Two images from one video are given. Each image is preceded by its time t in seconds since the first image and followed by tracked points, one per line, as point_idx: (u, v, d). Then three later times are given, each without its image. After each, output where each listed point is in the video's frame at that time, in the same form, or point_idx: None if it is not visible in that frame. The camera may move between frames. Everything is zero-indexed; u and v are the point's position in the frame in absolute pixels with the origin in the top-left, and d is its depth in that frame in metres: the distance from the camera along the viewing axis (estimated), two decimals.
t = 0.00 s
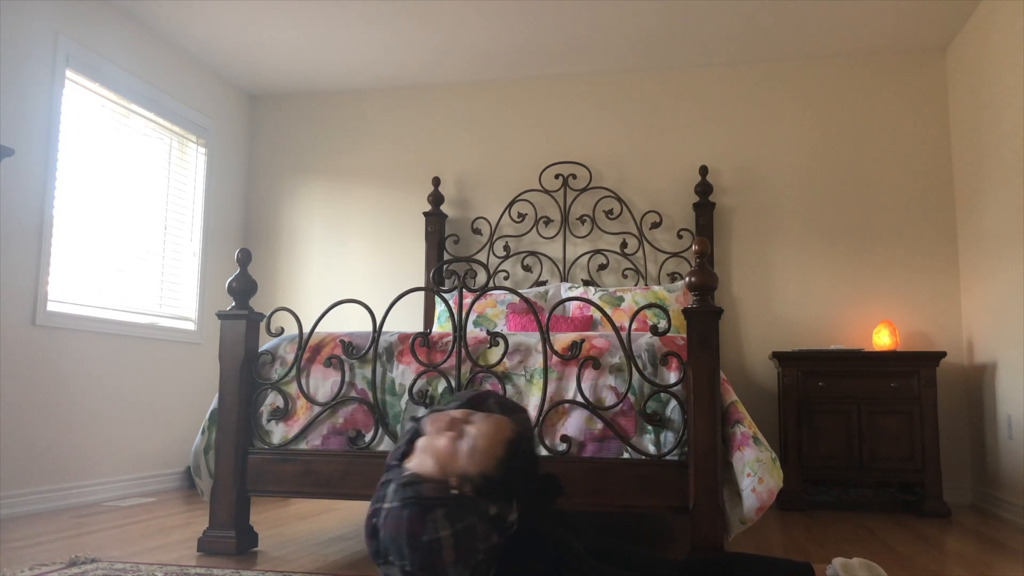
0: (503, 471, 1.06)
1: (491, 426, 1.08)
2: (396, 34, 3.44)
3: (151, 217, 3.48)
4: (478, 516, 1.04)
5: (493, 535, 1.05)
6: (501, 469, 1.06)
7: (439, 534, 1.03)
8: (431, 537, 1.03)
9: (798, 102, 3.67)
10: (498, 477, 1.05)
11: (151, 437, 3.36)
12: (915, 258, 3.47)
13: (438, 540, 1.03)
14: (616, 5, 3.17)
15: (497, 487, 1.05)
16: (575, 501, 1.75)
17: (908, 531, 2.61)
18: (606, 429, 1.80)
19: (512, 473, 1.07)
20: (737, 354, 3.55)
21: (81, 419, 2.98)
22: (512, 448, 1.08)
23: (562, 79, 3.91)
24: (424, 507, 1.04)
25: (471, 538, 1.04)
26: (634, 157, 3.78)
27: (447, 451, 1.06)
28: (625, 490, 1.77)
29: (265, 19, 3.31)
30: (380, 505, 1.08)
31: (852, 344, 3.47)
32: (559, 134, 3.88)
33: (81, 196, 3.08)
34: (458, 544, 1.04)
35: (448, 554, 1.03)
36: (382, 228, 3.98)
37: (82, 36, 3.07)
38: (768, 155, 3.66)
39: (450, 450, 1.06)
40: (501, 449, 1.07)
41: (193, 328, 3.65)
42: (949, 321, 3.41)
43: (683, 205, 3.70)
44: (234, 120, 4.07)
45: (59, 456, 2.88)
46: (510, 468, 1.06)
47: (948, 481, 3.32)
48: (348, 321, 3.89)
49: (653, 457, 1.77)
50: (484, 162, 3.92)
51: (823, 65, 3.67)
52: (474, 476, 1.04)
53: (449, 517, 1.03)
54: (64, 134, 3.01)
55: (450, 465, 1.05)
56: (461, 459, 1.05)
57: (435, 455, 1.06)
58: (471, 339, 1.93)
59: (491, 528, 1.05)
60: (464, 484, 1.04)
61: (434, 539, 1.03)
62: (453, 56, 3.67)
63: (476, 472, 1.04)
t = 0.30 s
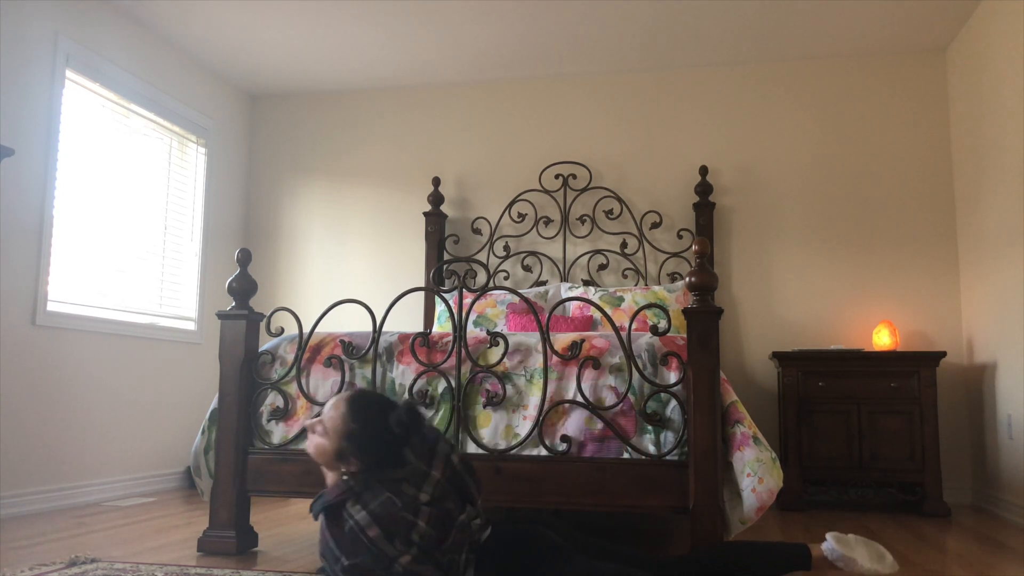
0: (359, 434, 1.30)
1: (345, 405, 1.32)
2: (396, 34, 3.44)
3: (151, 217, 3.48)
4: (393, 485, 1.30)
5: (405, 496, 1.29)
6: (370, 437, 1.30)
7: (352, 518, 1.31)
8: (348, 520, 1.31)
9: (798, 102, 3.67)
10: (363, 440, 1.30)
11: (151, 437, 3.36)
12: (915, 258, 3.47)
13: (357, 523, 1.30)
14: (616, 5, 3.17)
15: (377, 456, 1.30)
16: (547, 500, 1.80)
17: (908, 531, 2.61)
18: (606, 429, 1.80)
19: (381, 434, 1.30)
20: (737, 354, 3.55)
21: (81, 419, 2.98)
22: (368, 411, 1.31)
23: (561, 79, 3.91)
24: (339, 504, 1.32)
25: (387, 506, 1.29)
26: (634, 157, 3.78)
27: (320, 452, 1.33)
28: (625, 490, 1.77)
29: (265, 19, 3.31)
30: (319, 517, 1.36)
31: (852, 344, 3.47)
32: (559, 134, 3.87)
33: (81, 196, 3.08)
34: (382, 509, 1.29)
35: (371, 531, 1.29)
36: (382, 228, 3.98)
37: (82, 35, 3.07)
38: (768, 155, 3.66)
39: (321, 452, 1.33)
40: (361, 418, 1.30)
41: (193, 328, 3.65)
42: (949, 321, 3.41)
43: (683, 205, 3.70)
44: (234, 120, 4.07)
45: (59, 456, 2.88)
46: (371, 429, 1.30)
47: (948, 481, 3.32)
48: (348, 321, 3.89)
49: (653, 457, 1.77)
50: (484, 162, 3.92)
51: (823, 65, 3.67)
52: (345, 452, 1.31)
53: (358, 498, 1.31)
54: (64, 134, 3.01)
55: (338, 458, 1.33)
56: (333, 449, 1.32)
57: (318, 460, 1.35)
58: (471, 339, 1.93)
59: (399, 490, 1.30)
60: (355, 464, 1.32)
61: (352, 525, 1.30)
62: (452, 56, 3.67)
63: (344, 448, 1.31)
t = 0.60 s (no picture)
0: (319, 407, 1.49)
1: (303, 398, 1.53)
2: (396, 34, 3.44)
3: (151, 217, 3.48)
4: (371, 465, 1.45)
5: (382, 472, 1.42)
6: (329, 408, 1.48)
7: (327, 481, 1.40)
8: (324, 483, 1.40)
9: (798, 102, 3.67)
10: (324, 411, 1.48)
11: (151, 437, 3.36)
12: (914, 258, 3.47)
13: (335, 488, 1.38)
14: (617, 5, 3.17)
15: (344, 431, 1.48)
16: (547, 500, 1.80)
17: (907, 531, 2.61)
18: (606, 429, 1.80)
19: (340, 407, 1.48)
20: (737, 354, 3.55)
21: (80, 419, 2.98)
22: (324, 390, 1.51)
23: (561, 79, 3.91)
24: (320, 481, 1.41)
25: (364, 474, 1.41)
26: (633, 157, 3.78)
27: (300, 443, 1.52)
28: (625, 490, 1.77)
29: (265, 19, 3.31)
30: (308, 514, 1.42)
31: (852, 344, 3.47)
32: (559, 134, 3.88)
33: (81, 196, 3.08)
34: (359, 477, 1.40)
35: (347, 490, 1.37)
36: (382, 228, 3.98)
37: (82, 36, 3.07)
38: (768, 155, 3.66)
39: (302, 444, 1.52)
40: (321, 397, 1.49)
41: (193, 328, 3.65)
42: (949, 321, 3.41)
43: (683, 205, 3.70)
44: (234, 120, 4.07)
45: (59, 455, 2.88)
46: (328, 401, 1.48)
47: (948, 481, 3.32)
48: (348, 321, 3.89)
49: (653, 457, 1.77)
50: (484, 162, 3.92)
51: (822, 65, 3.67)
52: (311, 429, 1.49)
53: (336, 472, 1.41)
54: (64, 134, 3.01)
55: (311, 444, 1.50)
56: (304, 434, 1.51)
57: (304, 458, 1.53)
58: (471, 339, 1.93)
59: (376, 467, 1.45)
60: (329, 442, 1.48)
61: (328, 486, 1.39)
62: (453, 56, 3.67)
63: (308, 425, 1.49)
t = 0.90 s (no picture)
0: (346, 400, 1.63)
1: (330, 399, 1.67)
2: (396, 34, 3.44)
3: (151, 217, 3.48)
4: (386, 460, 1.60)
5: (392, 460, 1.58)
6: (354, 401, 1.63)
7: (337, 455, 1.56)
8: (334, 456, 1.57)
9: (798, 102, 3.67)
10: (347, 403, 1.63)
11: (151, 437, 3.36)
12: (914, 258, 3.47)
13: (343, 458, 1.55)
14: (617, 5, 3.17)
15: (369, 425, 1.62)
16: (546, 500, 1.80)
17: (907, 531, 2.61)
18: (606, 429, 1.80)
19: (365, 401, 1.64)
20: (737, 354, 3.55)
21: (80, 419, 2.98)
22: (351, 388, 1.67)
23: (561, 79, 3.91)
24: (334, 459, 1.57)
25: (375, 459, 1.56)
26: (633, 157, 3.78)
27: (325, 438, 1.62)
28: (625, 490, 1.77)
29: (266, 19, 3.31)
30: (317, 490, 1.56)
31: (853, 344, 3.47)
32: (559, 134, 3.87)
33: (81, 196, 3.08)
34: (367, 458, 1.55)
35: (352, 457, 1.54)
36: (382, 228, 3.98)
37: (83, 36, 3.07)
38: (768, 155, 3.66)
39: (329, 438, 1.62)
40: (344, 394, 1.65)
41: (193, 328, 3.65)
42: (949, 321, 3.41)
43: (683, 205, 3.70)
44: (234, 120, 4.07)
45: (59, 455, 2.88)
46: (353, 394, 1.64)
47: (948, 481, 3.32)
48: (348, 321, 3.89)
49: (652, 457, 1.77)
50: (484, 162, 3.92)
51: (822, 65, 3.67)
52: (336, 417, 1.61)
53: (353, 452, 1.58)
54: (64, 134, 3.00)
55: (334, 436, 1.61)
56: (330, 426, 1.62)
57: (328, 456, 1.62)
58: (471, 339, 1.93)
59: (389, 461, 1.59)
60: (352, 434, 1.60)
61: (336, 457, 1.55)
62: (453, 56, 3.67)
63: (332, 415, 1.62)
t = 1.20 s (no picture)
0: (358, 405, 1.72)
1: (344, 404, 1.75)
2: (395, 34, 3.44)
3: (151, 217, 3.48)
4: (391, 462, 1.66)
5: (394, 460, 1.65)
6: (365, 404, 1.72)
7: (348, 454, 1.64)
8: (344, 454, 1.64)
9: (798, 102, 3.67)
10: (360, 407, 1.72)
11: (151, 437, 3.36)
12: (914, 258, 3.47)
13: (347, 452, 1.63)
14: (617, 5, 3.16)
15: (379, 430, 1.71)
16: (546, 500, 1.80)
17: (907, 531, 2.61)
18: (606, 429, 1.80)
19: (376, 407, 1.73)
20: (737, 354, 3.55)
21: (80, 419, 2.98)
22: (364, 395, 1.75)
23: (561, 79, 3.91)
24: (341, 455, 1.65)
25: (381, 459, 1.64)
26: (633, 157, 3.78)
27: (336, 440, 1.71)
28: (625, 490, 1.77)
29: (266, 19, 3.31)
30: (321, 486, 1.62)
31: (853, 344, 3.47)
32: (559, 133, 3.87)
33: (81, 196, 3.08)
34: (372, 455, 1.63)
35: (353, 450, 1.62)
36: (382, 229, 3.98)
37: (83, 36, 3.07)
38: (768, 155, 3.66)
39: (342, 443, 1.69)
40: (357, 399, 1.74)
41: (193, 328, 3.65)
42: (949, 321, 3.41)
43: (682, 205, 3.70)
44: (234, 120, 4.07)
45: (60, 455, 2.88)
46: (364, 400, 1.72)
47: (948, 481, 3.32)
48: (348, 321, 3.89)
49: (652, 457, 1.77)
50: (484, 162, 3.92)
51: (822, 65, 3.67)
52: (348, 421, 1.70)
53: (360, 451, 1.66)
54: (64, 134, 3.00)
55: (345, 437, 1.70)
56: (342, 429, 1.71)
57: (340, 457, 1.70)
58: (471, 339, 1.93)
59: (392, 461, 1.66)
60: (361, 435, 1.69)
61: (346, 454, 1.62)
62: (452, 56, 3.67)
63: (345, 418, 1.70)
